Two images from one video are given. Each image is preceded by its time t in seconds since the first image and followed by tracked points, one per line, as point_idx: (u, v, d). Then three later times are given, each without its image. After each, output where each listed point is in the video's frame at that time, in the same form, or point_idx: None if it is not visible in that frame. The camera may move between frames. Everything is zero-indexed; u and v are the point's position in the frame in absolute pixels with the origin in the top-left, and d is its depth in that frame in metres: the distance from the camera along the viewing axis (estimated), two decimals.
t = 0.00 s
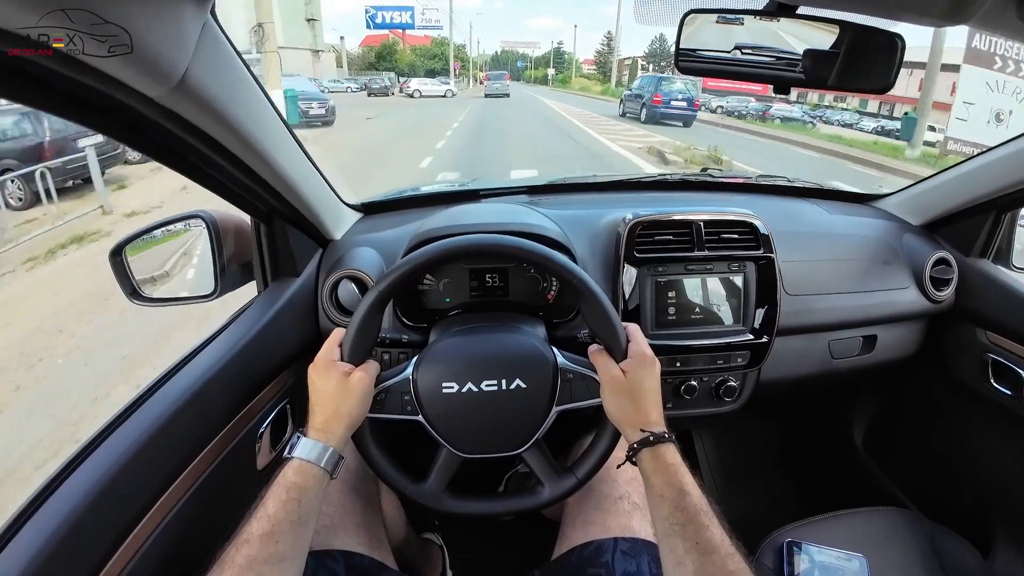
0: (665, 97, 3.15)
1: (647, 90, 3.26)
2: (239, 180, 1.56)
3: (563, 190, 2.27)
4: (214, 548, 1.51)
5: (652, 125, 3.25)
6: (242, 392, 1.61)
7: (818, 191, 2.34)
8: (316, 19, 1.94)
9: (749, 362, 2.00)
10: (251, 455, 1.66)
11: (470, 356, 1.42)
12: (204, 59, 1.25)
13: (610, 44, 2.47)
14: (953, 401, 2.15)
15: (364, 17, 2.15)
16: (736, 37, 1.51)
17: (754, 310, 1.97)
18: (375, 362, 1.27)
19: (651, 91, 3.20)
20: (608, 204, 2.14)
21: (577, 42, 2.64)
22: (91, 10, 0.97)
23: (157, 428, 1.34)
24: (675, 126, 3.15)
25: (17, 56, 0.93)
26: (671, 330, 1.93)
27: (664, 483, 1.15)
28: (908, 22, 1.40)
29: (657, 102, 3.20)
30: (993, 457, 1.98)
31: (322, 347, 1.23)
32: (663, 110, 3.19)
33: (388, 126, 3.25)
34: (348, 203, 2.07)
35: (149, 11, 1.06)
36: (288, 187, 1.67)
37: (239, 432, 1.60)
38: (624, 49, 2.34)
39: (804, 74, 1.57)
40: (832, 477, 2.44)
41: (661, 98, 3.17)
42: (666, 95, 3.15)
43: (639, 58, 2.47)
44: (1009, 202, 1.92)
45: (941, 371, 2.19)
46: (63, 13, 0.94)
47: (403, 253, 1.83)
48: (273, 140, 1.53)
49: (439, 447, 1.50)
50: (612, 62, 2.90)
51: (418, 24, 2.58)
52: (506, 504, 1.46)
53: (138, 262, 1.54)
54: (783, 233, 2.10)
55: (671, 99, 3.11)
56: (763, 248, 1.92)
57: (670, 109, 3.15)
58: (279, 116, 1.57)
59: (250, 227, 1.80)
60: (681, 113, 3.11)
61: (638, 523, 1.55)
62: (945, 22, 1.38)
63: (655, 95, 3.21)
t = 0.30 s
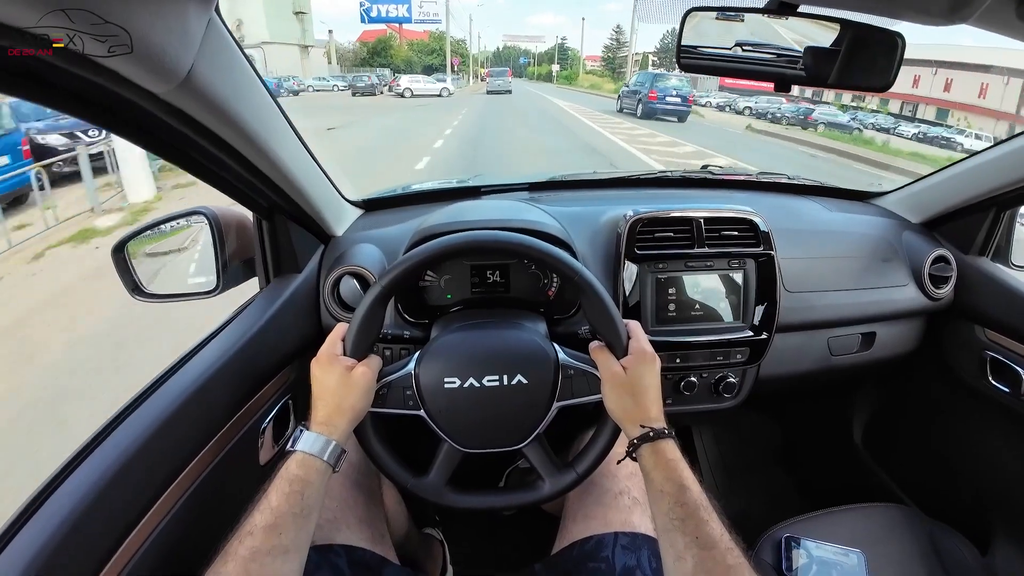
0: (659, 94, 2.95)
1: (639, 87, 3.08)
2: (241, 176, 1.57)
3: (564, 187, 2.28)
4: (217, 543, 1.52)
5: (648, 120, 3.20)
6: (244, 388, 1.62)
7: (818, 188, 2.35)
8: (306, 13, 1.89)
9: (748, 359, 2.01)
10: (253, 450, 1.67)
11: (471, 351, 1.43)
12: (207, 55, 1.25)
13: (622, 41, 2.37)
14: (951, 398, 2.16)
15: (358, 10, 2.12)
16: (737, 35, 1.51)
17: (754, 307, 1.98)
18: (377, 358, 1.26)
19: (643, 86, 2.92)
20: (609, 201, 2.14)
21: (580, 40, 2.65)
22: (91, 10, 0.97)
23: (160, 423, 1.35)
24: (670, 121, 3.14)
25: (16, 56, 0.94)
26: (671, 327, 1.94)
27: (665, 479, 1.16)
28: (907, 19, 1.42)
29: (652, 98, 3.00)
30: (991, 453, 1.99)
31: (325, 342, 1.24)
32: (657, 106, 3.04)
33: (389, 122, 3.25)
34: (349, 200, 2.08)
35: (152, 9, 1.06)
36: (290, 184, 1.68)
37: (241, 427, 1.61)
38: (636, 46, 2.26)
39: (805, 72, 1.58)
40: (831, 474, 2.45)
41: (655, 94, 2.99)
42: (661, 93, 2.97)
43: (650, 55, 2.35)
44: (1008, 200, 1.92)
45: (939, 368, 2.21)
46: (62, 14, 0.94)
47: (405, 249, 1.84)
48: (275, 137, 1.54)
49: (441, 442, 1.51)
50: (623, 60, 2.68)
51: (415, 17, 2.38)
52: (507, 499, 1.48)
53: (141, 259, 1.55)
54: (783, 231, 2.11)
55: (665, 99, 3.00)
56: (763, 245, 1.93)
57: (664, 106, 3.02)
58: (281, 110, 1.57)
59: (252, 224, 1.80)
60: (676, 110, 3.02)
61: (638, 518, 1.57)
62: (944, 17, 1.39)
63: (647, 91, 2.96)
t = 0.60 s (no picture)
0: (655, 91, 3.03)
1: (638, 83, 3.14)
2: (239, 174, 1.57)
3: (563, 185, 2.28)
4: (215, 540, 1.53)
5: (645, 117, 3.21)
6: (243, 385, 1.62)
7: (817, 187, 2.35)
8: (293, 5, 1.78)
9: (746, 357, 2.01)
10: (251, 448, 1.68)
11: (469, 349, 1.43)
12: (206, 53, 1.25)
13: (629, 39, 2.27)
14: (950, 397, 2.16)
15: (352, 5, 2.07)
16: (735, 33, 1.51)
17: (752, 305, 1.98)
18: (375, 353, 1.28)
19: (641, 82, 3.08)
20: (608, 199, 2.14)
21: (584, 36, 2.65)
22: (92, 11, 0.98)
23: (158, 420, 1.36)
24: (666, 118, 3.07)
25: (17, 55, 0.94)
26: (669, 325, 1.95)
27: (662, 480, 1.16)
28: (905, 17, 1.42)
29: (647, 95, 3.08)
30: (990, 453, 1.99)
31: (324, 336, 1.24)
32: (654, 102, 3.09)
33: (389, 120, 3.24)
34: (348, 198, 2.08)
35: (152, 8, 1.06)
36: (288, 182, 1.68)
37: (240, 425, 1.61)
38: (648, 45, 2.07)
39: (805, 70, 1.58)
40: (829, 472, 2.46)
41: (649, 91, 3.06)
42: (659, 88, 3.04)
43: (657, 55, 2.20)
44: (1006, 199, 1.92)
45: (938, 367, 2.21)
46: (62, 14, 0.94)
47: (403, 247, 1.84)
48: (274, 135, 1.54)
49: (438, 439, 1.52)
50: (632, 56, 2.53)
51: (412, 12, 2.37)
52: (504, 497, 1.48)
53: (140, 257, 1.55)
54: (782, 229, 2.11)
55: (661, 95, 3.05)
56: (762, 243, 1.93)
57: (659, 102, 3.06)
58: (280, 109, 1.57)
59: (250, 222, 1.81)
60: (670, 105, 3.01)
61: (635, 515, 1.57)
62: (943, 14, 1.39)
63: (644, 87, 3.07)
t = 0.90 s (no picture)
0: (652, 89, 3.37)
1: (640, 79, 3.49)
2: (236, 171, 1.57)
3: (562, 183, 2.28)
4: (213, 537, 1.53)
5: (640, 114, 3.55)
6: (240, 383, 1.62)
7: (817, 184, 2.34)
8: None
9: (746, 355, 2.01)
10: (249, 445, 1.68)
11: (466, 346, 1.43)
12: (202, 50, 1.25)
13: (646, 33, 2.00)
14: (951, 395, 2.15)
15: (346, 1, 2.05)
16: (736, 29, 1.50)
17: (751, 303, 1.97)
18: (373, 347, 1.28)
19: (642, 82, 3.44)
20: (607, 196, 2.13)
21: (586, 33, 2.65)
22: (92, 10, 0.98)
23: (156, 417, 1.36)
24: (662, 114, 3.34)
25: (18, 56, 0.94)
26: (668, 323, 1.94)
27: (658, 482, 1.16)
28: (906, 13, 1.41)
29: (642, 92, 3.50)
30: (990, 452, 1.99)
31: (322, 329, 1.24)
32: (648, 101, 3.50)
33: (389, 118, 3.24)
34: (346, 195, 2.07)
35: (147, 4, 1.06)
36: (285, 179, 1.67)
37: (237, 422, 1.62)
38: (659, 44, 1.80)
39: (806, 67, 1.56)
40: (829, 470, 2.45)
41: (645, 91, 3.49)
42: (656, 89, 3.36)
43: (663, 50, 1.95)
44: (1007, 197, 1.91)
45: (939, 365, 2.20)
46: (63, 14, 0.95)
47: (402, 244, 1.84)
48: (271, 133, 1.53)
49: (434, 435, 1.52)
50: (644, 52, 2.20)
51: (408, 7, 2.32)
52: (500, 495, 1.48)
53: (138, 254, 1.53)
54: (781, 226, 2.10)
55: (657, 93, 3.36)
56: (761, 241, 1.92)
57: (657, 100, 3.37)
58: (277, 106, 1.57)
59: (248, 219, 1.81)
60: (665, 103, 3.30)
61: (632, 513, 1.57)
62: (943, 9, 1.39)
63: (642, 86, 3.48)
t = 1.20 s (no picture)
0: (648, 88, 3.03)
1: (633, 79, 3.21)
2: (237, 172, 1.57)
3: (564, 183, 2.27)
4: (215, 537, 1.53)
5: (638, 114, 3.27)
6: (242, 383, 1.63)
7: (819, 185, 2.34)
8: None
9: (747, 356, 2.00)
10: (250, 446, 1.68)
11: (467, 346, 1.43)
12: (205, 52, 1.25)
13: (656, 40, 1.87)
14: (953, 398, 2.15)
15: None
16: (738, 30, 1.50)
17: (753, 304, 1.97)
18: (376, 344, 1.28)
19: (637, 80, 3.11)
20: (609, 197, 2.13)
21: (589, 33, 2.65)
22: (92, 11, 0.98)
23: (158, 416, 1.36)
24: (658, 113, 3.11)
25: (17, 55, 0.95)
26: (669, 324, 1.94)
27: (658, 489, 1.16)
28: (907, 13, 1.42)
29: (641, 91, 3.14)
30: (991, 455, 1.98)
31: (325, 324, 1.24)
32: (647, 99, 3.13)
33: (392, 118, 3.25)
34: (348, 196, 2.07)
35: (149, 6, 1.06)
36: (287, 180, 1.67)
37: (239, 422, 1.62)
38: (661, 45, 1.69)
39: (808, 68, 1.56)
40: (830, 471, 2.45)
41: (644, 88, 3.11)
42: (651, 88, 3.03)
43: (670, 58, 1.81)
44: (1009, 199, 1.91)
45: (941, 366, 2.19)
46: (63, 14, 0.94)
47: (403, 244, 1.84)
48: (272, 134, 1.53)
49: (433, 434, 1.52)
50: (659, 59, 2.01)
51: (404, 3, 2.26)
52: (500, 496, 1.48)
53: (141, 256, 1.55)
54: (783, 227, 2.10)
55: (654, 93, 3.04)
56: (763, 242, 1.92)
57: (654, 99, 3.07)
58: (279, 108, 1.56)
59: (250, 220, 1.81)
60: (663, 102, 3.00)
61: (633, 514, 1.57)
62: (945, 10, 1.39)
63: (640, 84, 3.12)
